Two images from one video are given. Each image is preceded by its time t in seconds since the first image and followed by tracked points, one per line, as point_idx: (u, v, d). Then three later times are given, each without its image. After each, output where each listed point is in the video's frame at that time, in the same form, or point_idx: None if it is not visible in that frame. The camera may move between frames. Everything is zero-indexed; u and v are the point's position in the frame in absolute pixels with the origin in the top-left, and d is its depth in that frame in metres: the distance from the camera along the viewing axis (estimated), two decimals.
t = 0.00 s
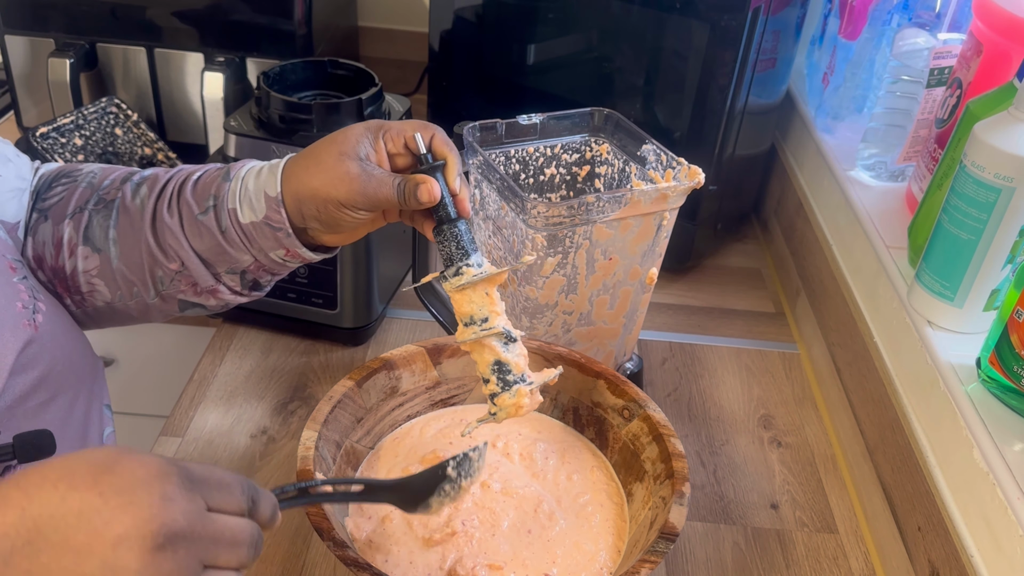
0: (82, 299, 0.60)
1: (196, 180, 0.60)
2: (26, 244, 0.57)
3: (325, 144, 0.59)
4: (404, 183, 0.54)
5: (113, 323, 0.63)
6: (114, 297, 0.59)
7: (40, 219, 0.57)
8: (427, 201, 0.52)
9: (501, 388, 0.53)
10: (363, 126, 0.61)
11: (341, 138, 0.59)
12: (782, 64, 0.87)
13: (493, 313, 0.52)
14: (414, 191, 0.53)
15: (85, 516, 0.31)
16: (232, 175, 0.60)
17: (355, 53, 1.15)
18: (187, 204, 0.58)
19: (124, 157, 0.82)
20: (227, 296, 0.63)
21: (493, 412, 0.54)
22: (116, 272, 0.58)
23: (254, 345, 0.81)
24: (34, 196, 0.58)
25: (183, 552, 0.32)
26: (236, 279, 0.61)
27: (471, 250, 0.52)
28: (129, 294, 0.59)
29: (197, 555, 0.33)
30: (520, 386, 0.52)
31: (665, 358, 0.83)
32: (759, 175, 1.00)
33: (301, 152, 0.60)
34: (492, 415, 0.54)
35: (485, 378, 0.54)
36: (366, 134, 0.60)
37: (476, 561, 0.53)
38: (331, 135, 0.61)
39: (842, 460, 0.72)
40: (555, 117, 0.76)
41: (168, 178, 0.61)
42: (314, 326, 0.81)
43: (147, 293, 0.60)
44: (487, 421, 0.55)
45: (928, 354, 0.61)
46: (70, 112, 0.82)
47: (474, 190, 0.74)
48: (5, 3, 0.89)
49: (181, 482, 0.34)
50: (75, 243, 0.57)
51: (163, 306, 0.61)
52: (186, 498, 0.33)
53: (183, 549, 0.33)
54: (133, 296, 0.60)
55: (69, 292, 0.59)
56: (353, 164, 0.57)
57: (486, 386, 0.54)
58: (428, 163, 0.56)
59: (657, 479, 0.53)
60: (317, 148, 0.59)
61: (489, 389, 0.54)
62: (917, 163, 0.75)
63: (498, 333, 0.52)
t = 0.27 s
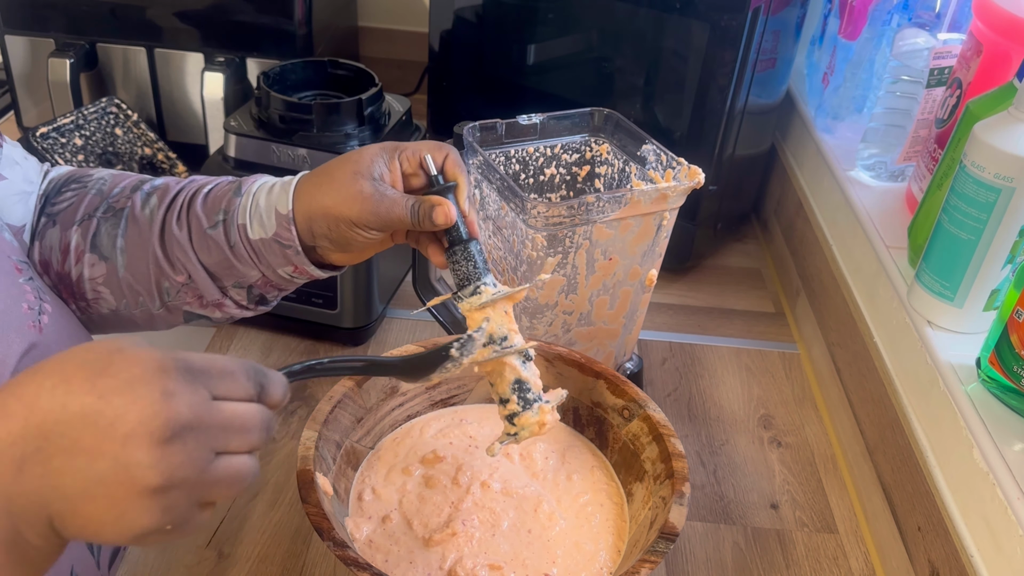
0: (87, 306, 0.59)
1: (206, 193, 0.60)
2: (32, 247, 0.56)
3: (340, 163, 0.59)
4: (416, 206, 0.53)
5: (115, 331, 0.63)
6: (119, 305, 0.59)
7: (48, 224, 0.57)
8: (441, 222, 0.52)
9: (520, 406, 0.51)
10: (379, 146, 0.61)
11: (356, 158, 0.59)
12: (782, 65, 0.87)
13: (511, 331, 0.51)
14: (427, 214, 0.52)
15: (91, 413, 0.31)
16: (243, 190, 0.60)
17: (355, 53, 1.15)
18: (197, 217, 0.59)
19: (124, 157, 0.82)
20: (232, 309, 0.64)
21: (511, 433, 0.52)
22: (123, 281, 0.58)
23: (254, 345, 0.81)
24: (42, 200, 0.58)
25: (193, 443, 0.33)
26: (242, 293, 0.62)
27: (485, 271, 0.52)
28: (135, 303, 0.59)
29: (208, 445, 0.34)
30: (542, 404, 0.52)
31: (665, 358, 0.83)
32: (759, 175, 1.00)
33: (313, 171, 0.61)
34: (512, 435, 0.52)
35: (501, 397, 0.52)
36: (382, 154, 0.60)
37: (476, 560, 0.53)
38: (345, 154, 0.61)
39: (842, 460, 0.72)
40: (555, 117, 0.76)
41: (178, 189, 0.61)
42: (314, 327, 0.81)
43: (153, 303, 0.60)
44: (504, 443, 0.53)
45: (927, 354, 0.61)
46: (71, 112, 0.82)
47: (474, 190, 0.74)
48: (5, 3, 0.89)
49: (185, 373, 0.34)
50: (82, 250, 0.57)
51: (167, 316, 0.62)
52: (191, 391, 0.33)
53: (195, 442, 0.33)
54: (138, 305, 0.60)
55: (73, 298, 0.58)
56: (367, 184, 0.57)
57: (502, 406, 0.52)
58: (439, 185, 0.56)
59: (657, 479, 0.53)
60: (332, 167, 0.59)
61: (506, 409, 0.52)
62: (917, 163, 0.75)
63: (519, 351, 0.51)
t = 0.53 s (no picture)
0: (91, 308, 0.59)
1: (210, 202, 0.60)
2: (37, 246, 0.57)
3: (342, 178, 0.59)
4: (415, 226, 0.53)
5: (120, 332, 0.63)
6: (121, 309, 0.59)
7: (53, 225, 0.57)
8: (442, 245, 0.51)
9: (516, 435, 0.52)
10: (381, 161, 0.60)
11: (358, 174, 0.59)
12: (782, 64, 0.87)
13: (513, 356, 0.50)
14: (427, 236, 0.51)
15: (181, 427, 0.34)
16: (246, 202, 0.60)
17: (355, 53, 1.15)
18: (200, 226, 0.59)
19: (124, 157, 0.82)
20: (233, 318, 0.64)
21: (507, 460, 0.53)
22: (124, 286, 0.58)
23: (254, 345, 0.81)
24: (48, 200, 0.58)
25: (274, 451, 0.36)
26: (244, 303, 0.62)
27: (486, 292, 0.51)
28: (137, 308, 0.60)
29: (288, 452, 0.37)
30: (538, 432, 0.52)
31: (665, 358, 0.83)
32: (759, 175, 1.00)
33: (316, 184, 0.60)
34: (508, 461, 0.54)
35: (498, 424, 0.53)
36: (383, 171, 0.59)
37: (476, 560, 0.53)
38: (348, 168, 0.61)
39: (842, 460, 0.72)
40: (555, 117, 0.76)
41: (183, 196, 0.61)
42: (314, 327, 0.81)
43: (155, 309, 0.60)
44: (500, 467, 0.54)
45: (927, 354, 0.61)
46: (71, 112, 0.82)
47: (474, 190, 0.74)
48: (5, 3, 0.89)
49: (263, 386, 0.37)
50: (86, 254, 0.57)
51: (170, 322, 0.62)
52: (270, 404, 0.36)
53: (274, 451, 0.36)
54: (140, 310, 0.60)
55: (77, 299, 0.59)
56: (367, 201, 0.57)
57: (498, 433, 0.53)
58: (442, 204, 0.54)
59: (657, 479, 0.53)
60: (334, 182, 0.59)
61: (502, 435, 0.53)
62: (917, 163, 0.75)
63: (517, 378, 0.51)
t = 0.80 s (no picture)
0: (98, 312, 0.59)
1: (218, 206, 0.60)
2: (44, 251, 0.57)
3: (349, 177, 0.59)
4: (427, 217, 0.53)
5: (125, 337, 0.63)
6: (129, 313, 0.59)
7: (61, 229, 0.57)
8: (460, 232, 0.51)
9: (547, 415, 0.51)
10: (388, 159, 0.60)
11: (365, 171, 0.59)
12: (782, 64, 0.87)
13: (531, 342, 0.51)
14: (441, 224, 0.52)
15: (136, 455, 0.34)
16: (254, 205, 0.60)
17: (355, 53, 1.15)
18: (208, 230, 0.59)
19: (124, 157, 0.82)
20: (242, 322, 0.63)
21: (537, 445, 0.51)
22: (132, 290, 0.58)
23: (254, 345, 0.81)
24: (56, 205, 0.58)
25: (230, 480, 0.36)
26: (253, 307, 0.62)
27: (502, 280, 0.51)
28: (144, 313, 0.59)
29: (244, 478, 0.36)
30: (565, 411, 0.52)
31: (665, 358, 0.83)
32: (759, 175, 1.00)
33: (324, 185, 0.60)
34: (539, 446, 0.51)
35: (525, 409, 0.51)
36: (391, 167, 0.60)
37: (476, 561, 0.53)
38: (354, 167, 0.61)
39: (842, 460, 0.72)
40: (555, 117, 0.76)
41: (191, 200, 0.61)
42: (314, 326, 0.81)
43: (163, 313, 0.60)
44: (529, 455, 0.52)
45: (928, 354, 0.61)
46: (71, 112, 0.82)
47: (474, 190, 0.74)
48: (5, 3, 0.89)
49: (218, 414, 0.37)
50: (93, 257, 0.57)
51: (177, 327, 0.61)
52: (226, 431, 0.36)
53: (231, 478, 0.36)
54: (147, 315, 0.60)
55: (84, 303, 0.59)
56: (376, 196, 0.57)
57: (525, 418, 0.51)
58: (449, 196, 0.56)
59: (657, 480, 0.53)
60: (342, 180, 0.59)
61: (530, 420, 0.51)
62: (917, 163, 0.75)
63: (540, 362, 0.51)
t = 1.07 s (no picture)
0: (98, 315, 0.59)
1: (217, 211, 0.60)
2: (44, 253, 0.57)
3: (348, 183, 0.59)
4: (426, 223, 0.53)
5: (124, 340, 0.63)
6: (128, 317, 0.59)
7: (61, 232, 0.57)
8: (461, 242, 0.51)
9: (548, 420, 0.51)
10: (387, 164, 0.61)
11: (364, 177, 0.59)
12: (782, 64, 0.87)
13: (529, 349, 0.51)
14: (442, 231, 0.52)
15: (117, 447, 0.36)
16: (253, 210, 0.60)
17: (355, 53, 1.15)
18: (207, 235, 0.58)
19: (124, 157, 0.82)
20: (242, 326, 0.63)
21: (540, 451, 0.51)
22: (131, 294, 0.58)
23: (253, 345, 0.81)
24: (57, 207, 0.58)
25: (208, 474, 0.37)
26: (252, 312, 0.62)
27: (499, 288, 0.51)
28: (143, 317, 0.59)
29: (222, 473, 0.37)
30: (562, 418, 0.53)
31: (665, 358, 0.83)
32: (759, 175, 1.00)
33: (324, 190, 0.60)
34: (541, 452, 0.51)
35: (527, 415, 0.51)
36: (390, 173, 0.60)
37: (476, 561, 0.53)
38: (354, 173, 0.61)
39: (842, 460, 0.72)
40: (555, 117, 0.76)
41: (191, 204, 0.60)
42: (314, 326, 0.81)
43: (162, 318, 0.60)
44: (533, 460, 0.51)
45: (927, 354, 0.61)
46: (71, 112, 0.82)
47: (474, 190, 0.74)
48: (5, 3, 0.89)
49: (200, 409, 0.38)
50: (93, 261, 0.57)
51: (177, 331, 0.62)
52: (206, 425, 0.37)
53: (208, 472, 0.37)
54: (146, 319, 0.60)
55: (84, 306, 0.59)
56: (376, 202, 0.57)
57: (528, 425, 0.51)
58: (446, 204, 0.56)
59: (657, 479, 0.53)
60: (341, 186, 0.59)
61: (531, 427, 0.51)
62: (917, 163, 0.75)
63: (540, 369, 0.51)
